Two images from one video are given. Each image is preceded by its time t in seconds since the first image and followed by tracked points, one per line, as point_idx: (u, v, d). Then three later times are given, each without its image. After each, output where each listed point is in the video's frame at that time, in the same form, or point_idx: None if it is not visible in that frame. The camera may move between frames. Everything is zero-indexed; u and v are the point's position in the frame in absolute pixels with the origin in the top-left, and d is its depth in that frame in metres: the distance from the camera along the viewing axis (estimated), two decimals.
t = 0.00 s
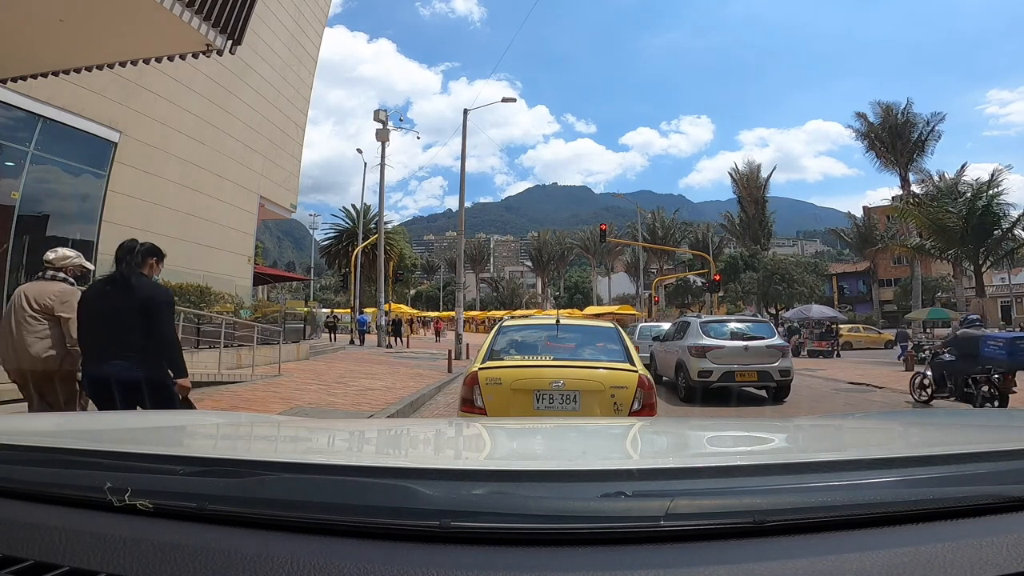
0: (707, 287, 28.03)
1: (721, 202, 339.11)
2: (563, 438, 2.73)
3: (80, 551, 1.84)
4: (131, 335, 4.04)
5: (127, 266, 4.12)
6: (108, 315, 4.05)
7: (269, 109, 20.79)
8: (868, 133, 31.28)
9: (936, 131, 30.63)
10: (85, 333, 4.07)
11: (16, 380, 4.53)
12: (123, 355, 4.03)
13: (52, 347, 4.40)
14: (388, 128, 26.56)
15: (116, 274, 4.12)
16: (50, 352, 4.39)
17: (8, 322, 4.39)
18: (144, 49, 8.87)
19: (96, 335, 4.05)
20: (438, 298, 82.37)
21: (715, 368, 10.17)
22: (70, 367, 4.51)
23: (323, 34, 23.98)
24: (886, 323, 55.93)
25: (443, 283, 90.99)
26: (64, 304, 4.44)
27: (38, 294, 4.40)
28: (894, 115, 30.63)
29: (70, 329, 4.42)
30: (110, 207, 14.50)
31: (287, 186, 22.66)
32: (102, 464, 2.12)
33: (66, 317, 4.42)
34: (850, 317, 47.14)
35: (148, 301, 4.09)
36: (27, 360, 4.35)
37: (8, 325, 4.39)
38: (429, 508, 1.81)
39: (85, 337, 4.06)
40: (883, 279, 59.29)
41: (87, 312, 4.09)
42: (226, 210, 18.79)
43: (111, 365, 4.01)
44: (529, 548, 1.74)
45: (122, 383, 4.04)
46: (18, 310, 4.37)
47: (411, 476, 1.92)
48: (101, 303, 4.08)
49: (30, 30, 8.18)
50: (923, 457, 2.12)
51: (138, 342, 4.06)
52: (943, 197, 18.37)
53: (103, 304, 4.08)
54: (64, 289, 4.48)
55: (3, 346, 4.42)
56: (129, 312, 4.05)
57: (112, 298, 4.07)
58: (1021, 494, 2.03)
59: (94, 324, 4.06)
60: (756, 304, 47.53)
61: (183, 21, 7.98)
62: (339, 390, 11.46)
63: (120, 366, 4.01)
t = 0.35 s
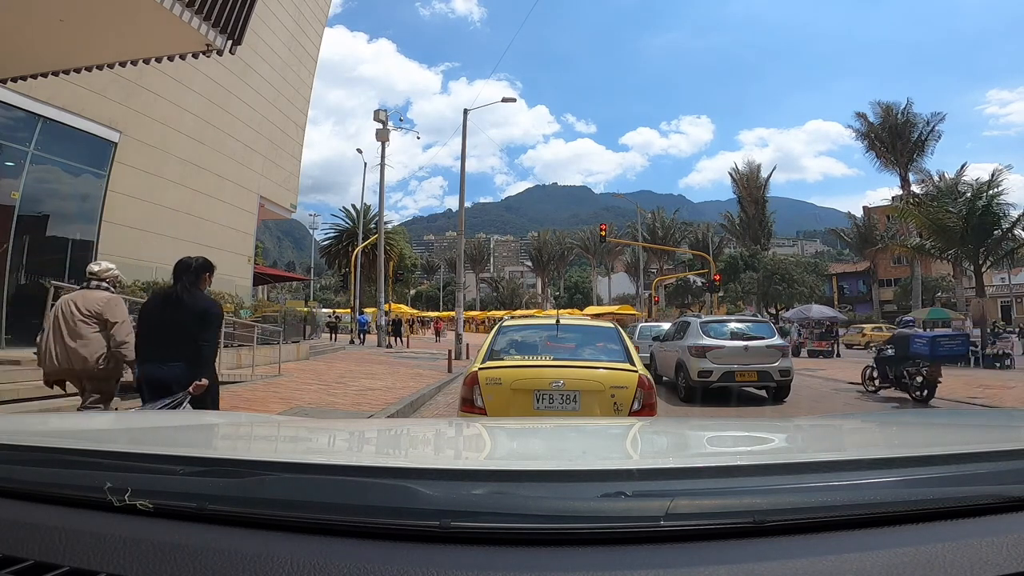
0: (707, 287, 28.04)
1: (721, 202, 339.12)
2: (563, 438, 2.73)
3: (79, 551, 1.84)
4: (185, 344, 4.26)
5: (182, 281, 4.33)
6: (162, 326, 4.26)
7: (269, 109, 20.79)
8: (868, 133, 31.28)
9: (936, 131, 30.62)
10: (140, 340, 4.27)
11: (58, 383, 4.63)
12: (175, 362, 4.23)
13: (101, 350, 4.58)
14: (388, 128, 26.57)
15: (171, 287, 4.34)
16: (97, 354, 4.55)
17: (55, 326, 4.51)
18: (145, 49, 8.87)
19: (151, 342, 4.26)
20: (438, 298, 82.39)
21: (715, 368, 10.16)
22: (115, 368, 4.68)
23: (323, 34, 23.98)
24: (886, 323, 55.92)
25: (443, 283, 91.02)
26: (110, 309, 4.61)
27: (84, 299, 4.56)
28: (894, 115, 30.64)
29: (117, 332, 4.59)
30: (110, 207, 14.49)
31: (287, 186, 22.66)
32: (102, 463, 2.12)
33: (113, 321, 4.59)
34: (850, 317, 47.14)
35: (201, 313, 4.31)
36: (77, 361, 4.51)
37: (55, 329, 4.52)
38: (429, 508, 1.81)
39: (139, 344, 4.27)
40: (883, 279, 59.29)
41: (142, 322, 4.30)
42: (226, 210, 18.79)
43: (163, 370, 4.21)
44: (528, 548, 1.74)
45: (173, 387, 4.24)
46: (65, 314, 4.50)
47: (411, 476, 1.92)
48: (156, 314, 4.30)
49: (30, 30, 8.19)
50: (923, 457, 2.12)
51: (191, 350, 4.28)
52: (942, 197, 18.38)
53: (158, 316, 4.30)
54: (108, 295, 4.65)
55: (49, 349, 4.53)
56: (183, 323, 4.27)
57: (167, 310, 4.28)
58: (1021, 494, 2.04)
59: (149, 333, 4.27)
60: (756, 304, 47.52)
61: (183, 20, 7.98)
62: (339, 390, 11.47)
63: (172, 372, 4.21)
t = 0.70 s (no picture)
0: (707, 287, 28.04)
1: (721, 202, 339.11)
2: (563, 438, 2.73)
3: (79, 551, 1.84)
4: (222, 335, 4.89)
5: (218, 281, 4.96)
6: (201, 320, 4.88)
7: (269, 109, 20.79)
8: (868, 133, 31.28)
9: (936, 131, 30.62)
10: (180, 333, 4.88)
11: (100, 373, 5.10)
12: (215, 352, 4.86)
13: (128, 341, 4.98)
14: (388, 128, 26.57)
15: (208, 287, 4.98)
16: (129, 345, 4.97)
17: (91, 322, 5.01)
18: (144, 49, 8.87)
19: (190, 335, 4.87)
20: (438, 298, 82.37)
21: (715, 368, 10.16)
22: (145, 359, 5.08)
23: (323, 34, 23.98)
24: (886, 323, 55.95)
25: (443, 283, 91.01)
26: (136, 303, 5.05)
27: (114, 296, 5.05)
28: (894, 115, 30.64)
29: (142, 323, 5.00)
30: (110, 207, 14.49)
31: (287, 186, 22.66)
32: (102, 463, 2.13)
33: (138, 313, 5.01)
34: (850, 317, 47.13)
35: (235, 309, 4.95)
36: (110, 352, 4.95)
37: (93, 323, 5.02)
38: (429, 508, 1.81)
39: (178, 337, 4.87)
40: (883, 279, 59.29)
41: (182, 317, 4.92)
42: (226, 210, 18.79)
43: (203, 359, 4.82)
44: (527, 548, 1.74)
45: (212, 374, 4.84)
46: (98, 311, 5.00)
47: (411, 477, 1.92)
48: (196, 309, 4.92)
49: (30, 30, 8.18)
50: (923, 457, 2.12)
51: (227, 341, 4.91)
52: (942, 197, 18.39)
53: (200, 311, 4.91)
54: (133, 291, 5.11)
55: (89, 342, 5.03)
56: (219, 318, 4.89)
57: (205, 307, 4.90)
58: (1021, 494, 2.04)
59: (189, 327, 4.89)
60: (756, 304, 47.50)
61: (183, 20, 7.98)
62: (339, 390, 11.47)
63: (211, 361, 4.81)
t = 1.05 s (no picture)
0: (707, 287, 28.06)
1: (721, 202, 339.11)
2: (564, 438, 2.73)
3: (79, 551, 1.84)
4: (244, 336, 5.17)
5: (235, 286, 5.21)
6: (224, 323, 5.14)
7: (269, 109, 20.79)
8: (868, 133, 31.30)
9: (936, 131, 30.63)
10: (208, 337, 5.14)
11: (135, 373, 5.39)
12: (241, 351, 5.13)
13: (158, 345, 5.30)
14: (388, 128, 26.58)
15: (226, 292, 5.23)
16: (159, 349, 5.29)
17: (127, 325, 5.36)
18: (143, 49, 8.86)
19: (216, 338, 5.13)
20: (438, 299, 82.37)
21: (715, 368, 10.17)
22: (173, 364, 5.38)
23: (323, 34, 23.98)
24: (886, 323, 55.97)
25: (443, 283, 91.06)
26: (168, 311, 5.37)
27: (150, 303, 5.39)
28: (894, 115, 30.66)
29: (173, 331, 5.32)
30: (110, 207, 14.48)
31: (287, 186, 22.66)
32: (103, 463, 2.13)
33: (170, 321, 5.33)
34: (850, 317, 47.16)
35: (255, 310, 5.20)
36: (141, 355, 5.27)
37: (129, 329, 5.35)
38: (429, 507, 1.81)
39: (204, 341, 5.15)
40: (883, 279, 59.31)
41: (206, 323, 5.18)
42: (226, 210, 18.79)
43: (230, 361, 5.09)
44: (528, 548, 1.74)
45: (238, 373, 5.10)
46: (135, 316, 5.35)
47: (411, 476, 1.92)
48: (218, 314, 5.18)
49: (29, 30, 8.18)
50: (923, 457, 2.12)
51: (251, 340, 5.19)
52: (942, 196, 18.40)
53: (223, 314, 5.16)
54: (168, 300, 5.44)
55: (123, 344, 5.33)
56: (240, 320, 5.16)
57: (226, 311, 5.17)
58: (1021, 494, 2.03)
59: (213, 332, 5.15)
60: (756, 304, 47.53)
61: (183, 20, 7.97)
62: (339, 390, 11.47)
63: (238, 362, 5.08)
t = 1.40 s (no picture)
0: (707, 287, 28.07)
1: (721, 202, 339.11)
2: (563, 438, 2.73)
3: (79, 551, 1.84)
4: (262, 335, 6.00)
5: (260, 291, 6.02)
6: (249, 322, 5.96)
7: (269, 109, 20.79)
8: (868, 133, 31.30)
9: (936, 131, 30.63)
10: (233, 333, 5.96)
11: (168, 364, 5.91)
12: (258, 349, 5.94)
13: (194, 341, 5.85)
14: (388, 128, 26.58)
15: (251, 294, 6.05)
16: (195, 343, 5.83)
17: (159, 320, 5.83)
18: (143, 49, 8.86)
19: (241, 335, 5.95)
20: (438, 299, 82.36)
21: (715, 368, 10.16)
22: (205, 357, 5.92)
23: (323, 34, 23.99)
24: (886, 323, 56.01)
25: (443, 283, 91.04)
26: (203, 308, 5.90)
27: (184, 300, 5.90)
28: (894, 115, 30.65)
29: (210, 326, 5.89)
30: (111, 206, 14.48)
31: (287, 186, 22.66)
32: (102, 463, 2.13)
33: (205, 317, 5.89)
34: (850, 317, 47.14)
35: (277, 312, 6.02)
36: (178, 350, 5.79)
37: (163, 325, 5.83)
38: (429, 507, 1.81)
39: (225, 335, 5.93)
40: (883, 279, 59.30)
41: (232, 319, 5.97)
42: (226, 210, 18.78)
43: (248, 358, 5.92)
44: (527, 548, 1.74)
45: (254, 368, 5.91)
46: (168, 312, 5.83)
47: (411, 477, 1.92)
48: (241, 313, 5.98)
49: (29, 30, 8.18)
50: (923, 457, 2.12)
51: (269, 341, 6.00)
52: (942, 197, 18.39)
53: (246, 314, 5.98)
54: (200, 298, 5.98)
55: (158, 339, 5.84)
56: (263, 321, 5.98)
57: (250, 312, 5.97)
58: (1021, 494, 2.04)
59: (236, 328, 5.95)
60: (755, 304, 47.55)
61: (183, 20, 7.97)
62: (339, 390, 11.46)
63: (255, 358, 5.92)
